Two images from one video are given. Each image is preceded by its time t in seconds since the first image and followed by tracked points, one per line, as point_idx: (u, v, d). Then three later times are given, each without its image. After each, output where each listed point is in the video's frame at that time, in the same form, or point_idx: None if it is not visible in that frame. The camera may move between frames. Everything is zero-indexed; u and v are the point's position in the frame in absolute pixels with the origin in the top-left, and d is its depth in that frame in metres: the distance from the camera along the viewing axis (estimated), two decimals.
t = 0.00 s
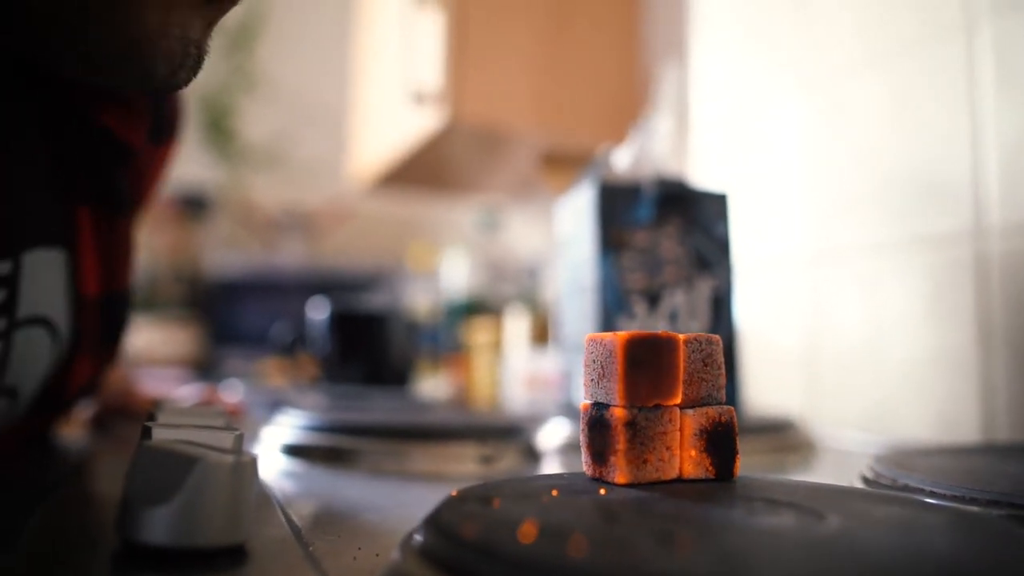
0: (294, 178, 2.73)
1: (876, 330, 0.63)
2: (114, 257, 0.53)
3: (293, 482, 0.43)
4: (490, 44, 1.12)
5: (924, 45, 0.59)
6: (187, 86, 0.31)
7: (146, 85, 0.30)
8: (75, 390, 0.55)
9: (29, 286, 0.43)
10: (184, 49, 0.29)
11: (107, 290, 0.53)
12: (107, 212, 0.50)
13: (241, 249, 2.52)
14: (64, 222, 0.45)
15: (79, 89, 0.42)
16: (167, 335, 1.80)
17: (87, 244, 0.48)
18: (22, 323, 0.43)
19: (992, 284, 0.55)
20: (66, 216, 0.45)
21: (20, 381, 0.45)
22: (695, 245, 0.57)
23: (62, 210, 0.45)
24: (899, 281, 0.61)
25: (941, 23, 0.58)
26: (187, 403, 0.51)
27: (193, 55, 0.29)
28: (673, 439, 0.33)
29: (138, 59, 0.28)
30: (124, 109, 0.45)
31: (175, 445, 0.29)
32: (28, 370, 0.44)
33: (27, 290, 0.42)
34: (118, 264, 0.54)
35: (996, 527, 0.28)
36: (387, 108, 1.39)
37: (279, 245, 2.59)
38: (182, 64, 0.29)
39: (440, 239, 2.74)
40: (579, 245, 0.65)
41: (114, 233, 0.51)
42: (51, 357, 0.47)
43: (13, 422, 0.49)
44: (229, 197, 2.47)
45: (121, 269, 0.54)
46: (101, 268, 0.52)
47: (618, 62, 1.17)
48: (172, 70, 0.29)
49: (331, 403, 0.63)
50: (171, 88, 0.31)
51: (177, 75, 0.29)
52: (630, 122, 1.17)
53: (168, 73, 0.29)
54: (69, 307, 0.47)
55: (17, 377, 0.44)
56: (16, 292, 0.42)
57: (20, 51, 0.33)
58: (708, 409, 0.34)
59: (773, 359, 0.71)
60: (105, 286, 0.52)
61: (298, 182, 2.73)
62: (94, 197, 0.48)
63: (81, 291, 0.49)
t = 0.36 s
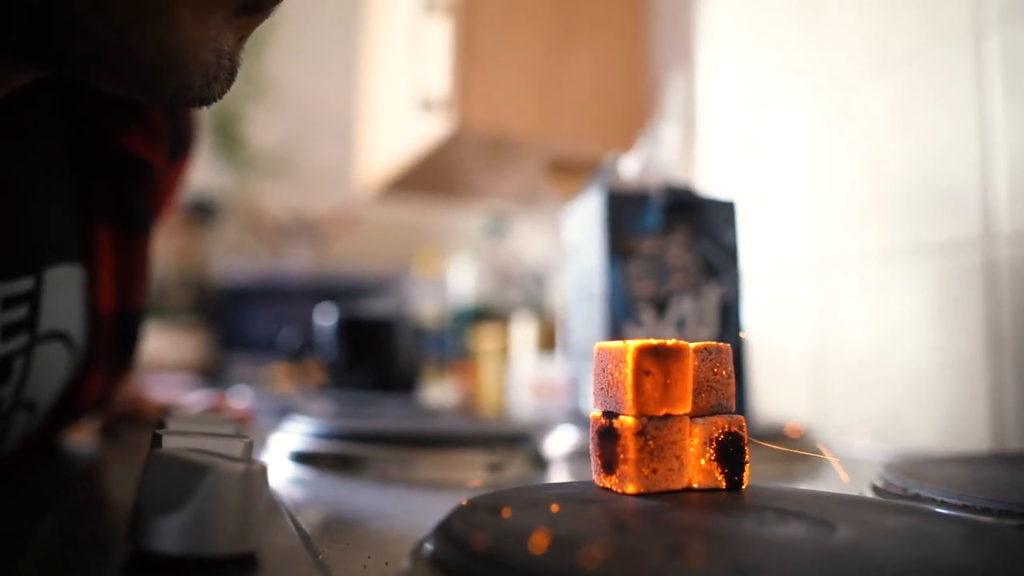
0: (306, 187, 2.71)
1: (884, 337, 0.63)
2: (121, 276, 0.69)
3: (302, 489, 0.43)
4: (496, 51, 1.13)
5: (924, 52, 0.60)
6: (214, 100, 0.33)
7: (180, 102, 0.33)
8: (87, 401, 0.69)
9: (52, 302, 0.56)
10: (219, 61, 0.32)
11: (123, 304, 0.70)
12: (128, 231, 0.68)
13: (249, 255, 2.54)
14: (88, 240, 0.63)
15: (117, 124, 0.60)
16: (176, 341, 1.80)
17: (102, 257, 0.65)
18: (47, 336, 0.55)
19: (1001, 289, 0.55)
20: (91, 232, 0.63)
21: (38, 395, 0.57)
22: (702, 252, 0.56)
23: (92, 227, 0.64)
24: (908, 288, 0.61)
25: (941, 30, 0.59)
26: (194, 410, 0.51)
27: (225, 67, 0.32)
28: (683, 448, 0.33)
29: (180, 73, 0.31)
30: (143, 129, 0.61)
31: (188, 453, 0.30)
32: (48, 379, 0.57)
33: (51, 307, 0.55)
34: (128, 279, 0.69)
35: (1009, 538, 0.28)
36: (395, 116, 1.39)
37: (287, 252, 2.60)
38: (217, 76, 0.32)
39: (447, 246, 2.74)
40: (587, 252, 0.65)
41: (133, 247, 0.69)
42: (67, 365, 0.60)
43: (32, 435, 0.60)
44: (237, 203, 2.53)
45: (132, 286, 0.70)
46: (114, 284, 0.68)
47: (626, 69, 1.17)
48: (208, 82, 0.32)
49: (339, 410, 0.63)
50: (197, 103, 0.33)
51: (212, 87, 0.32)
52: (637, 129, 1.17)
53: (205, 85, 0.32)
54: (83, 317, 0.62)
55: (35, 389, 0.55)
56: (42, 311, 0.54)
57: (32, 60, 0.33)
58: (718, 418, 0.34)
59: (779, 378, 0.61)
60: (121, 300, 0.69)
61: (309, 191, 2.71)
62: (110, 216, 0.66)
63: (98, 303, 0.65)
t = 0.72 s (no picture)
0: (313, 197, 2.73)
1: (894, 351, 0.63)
2: (126, 291, 0.74)
3: (311, 500, 0.43)
4: (503, 61, 1.13)
5: (939, 69, 0.61)
6: (228, 116, 0.34)
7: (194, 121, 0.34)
8: (92, 416, 0.74)
9: (55, 320, 0.61)
10: (231, 79, 0.32)
11: (128, 321, 0.75)
12: (130, 246, 0.72)
13: (256, 266, 2.55)
14: (90, 254, 0.68)
15: (127, 142, 0.65)
16: (184, 351, 1.81)
17: (106, 272, 0.70)
18: (50, 353, 0.61)
19: (1015, 303, 0.55)
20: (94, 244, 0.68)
21: (42, 409, 0.63)
22: (712, 264, 0.55)
23: (94, 243, 0.68)
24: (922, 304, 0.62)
25: (954, 48, 0.61)
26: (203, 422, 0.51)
27: (238, 85, 0.33)
28: (694, 462, 0.33)
29: (190, 89, 0.32)
30: (150, 146, 0.65)
31: (199, 466, 0.30)
32: (52, 393, 0.63)
33: (54, 325, 0.61)
34: (131, 297, 0.74)
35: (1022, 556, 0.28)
36: (403, 127, 1.40)
37: (294, 261, 2.62)
38: (228, 94, 0.33)
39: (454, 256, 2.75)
40: (595, 264, 0.65)
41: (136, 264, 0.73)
42: (71, 380, 0.66)
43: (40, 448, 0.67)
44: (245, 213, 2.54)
45: (137, 302, 0.75)
46: (119, 300, 0.73)
47: (633, 81, 1.17)
48: (219, 99, 0.33)
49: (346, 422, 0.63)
50: (210, 120, 0.34)
51: (223, 104, 0.33)
52: (645, 140, 1.17)
53: (217, 103, 0.33)
54: (87, 332, 0.68)
55: (41, 404, 0.62)
56: (47, 328, 0.60)
57: (51, 80, 0.35)
58: (730, 432, 0.34)
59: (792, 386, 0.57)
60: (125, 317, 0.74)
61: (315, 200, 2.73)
62: (116, 230, 0.71)
63: (101, 320, 0.70)
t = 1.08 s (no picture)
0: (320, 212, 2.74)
1: (906, 369, 0.62)
2: (129, 313, 0.76)
3: (319, 518, 0.43)
4: (511, 78, 1.14)
5: (948, 82, 0.58)
6: (231, 135, 0.39)
7: (204, 138, 0.38)
8: (96, 438, 0.74)
9: (59, 340, 0.64)
10: (238, 101, 0.37)
11: (131, 344, 0.76)
12: (136, 267, 0.76)
13: (263, 280, 2.56)
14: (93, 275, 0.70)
15: (133, 165, 0.70)
16: (192, 366, 1.81)
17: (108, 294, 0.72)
18: (54, 373, 0.63)
19: None
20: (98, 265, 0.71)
21: (46, 431, 0.64)
22: (721, 282, 0.57)
23: (99, 263, 0.71)
24: (931, 320, 0.60)
25: (963, 62, 0.57)
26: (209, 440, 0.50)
27: (245, 107, 0.38)
28: (705, 484, 0.33)
29: (201, 113, 0.36)
30: (155, 169, 0.70)
31: (211, 486, 0.30)
32: (56, 413, 0.65)
33: (57, 346, 0.63)
34: (138, 316, 0.77)
35: None
36: (411, 143, 1.41)
37: (302, 276, 2.63)
38: (236, 116, 0.37)
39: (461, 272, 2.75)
40: (604, 282, 0.65)
41: (141, 291, 0.77)
42: (75, 401, 0.68)
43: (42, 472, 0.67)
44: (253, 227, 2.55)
45: (140, 322, 0.76)
46: (122, 323, 0.75)
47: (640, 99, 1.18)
48: (229, 121, 0.37)
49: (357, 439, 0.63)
50: (217, 139, 0.39)
51: (232, 125, 0.38)
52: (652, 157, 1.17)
53: (226, 124, 0.37)
54: (90, 354, 0.69)
55: (43, 428, 0.63)
56: (51, 349, 0.62)
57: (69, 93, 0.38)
58: (741, 454, 0.34)
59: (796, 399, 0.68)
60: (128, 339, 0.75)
61: (323, 215, 2.75)
62: (123, 257, 0.74)
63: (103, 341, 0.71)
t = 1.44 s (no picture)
0: (328, 225, 2.75)
1: (916, 385, 0.62)
2: (131, 333, 0.78)
3: (328, 535, 0.43)
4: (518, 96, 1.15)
5: (953, 99, 0.59)
6: (248, 150, 0.40)
7: (221, 154, 0.40)
8: (102, 458, 0.74)
9: (66, 358, 0.66)
10: (254, 117, 0.38)
11: (133, 363, 0.78)
12: (140, 284, 0.78)
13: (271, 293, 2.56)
14: (99, 297, 0.73)
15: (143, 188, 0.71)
16: (200, 379, 1.81)
17: (113, 313, 0.74)
18: (61, 392, 0.65)
19: None
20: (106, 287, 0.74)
21: (54, 450, 0.64)
22: (731, 299, 0.56)
23: (105, 288, 0.74)
24: (941, 337, 0.60)
25: (972, 79, 0.57)
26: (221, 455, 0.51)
27: (260, 121, 0.39)
28: (716, 505, 0.33)
29: (217, 128, 0.37)
30: (164, 193, 0.72)
31: (221, 506, 0.30)
32: (63, 432, 0.65)
33: (64, 364, 0.65)
34: (142, 340, 0.78)
35: None
36: (419, 159, 1.42)
37: (309, 290, 2.63)
38: (251, 131, 0.39)
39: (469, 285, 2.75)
40: (613, 298, 0.65)
41: (147, 308, 0.79)
42: (80, 419, 0.69)
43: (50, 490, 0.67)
44: (261, 240, 2.56)
45: (143, 343, 0.78)
46: (125, 343, 0.77)
47: (647, 113, 1.18)
48: (244, 137, 0.39)
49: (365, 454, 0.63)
50: (235, 155, 0.40)
51: (247, 141, 0.39)
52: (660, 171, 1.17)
53: (241, 139, 0.39)
54: (92, 372, 0.71)
55: (51, 445, 0.64)
56: (58, 367, 0.64)
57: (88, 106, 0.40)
58: (752, 474, 0.34)
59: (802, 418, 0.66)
60: (130, 358, 0.77)
61: (331, 229, 2.76)
62: (127, 272, 0.77)
63: (109, 357, 0.74)
